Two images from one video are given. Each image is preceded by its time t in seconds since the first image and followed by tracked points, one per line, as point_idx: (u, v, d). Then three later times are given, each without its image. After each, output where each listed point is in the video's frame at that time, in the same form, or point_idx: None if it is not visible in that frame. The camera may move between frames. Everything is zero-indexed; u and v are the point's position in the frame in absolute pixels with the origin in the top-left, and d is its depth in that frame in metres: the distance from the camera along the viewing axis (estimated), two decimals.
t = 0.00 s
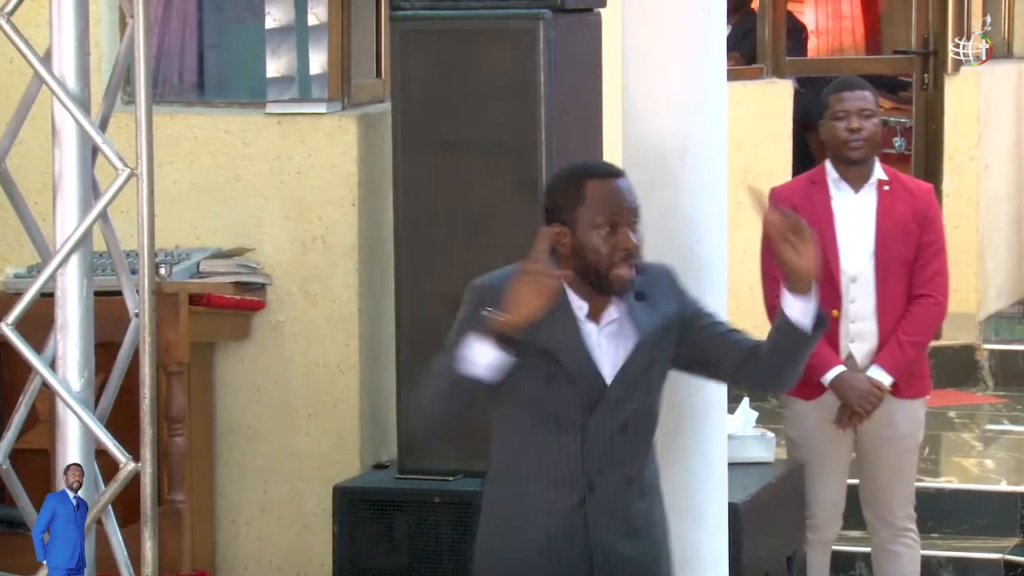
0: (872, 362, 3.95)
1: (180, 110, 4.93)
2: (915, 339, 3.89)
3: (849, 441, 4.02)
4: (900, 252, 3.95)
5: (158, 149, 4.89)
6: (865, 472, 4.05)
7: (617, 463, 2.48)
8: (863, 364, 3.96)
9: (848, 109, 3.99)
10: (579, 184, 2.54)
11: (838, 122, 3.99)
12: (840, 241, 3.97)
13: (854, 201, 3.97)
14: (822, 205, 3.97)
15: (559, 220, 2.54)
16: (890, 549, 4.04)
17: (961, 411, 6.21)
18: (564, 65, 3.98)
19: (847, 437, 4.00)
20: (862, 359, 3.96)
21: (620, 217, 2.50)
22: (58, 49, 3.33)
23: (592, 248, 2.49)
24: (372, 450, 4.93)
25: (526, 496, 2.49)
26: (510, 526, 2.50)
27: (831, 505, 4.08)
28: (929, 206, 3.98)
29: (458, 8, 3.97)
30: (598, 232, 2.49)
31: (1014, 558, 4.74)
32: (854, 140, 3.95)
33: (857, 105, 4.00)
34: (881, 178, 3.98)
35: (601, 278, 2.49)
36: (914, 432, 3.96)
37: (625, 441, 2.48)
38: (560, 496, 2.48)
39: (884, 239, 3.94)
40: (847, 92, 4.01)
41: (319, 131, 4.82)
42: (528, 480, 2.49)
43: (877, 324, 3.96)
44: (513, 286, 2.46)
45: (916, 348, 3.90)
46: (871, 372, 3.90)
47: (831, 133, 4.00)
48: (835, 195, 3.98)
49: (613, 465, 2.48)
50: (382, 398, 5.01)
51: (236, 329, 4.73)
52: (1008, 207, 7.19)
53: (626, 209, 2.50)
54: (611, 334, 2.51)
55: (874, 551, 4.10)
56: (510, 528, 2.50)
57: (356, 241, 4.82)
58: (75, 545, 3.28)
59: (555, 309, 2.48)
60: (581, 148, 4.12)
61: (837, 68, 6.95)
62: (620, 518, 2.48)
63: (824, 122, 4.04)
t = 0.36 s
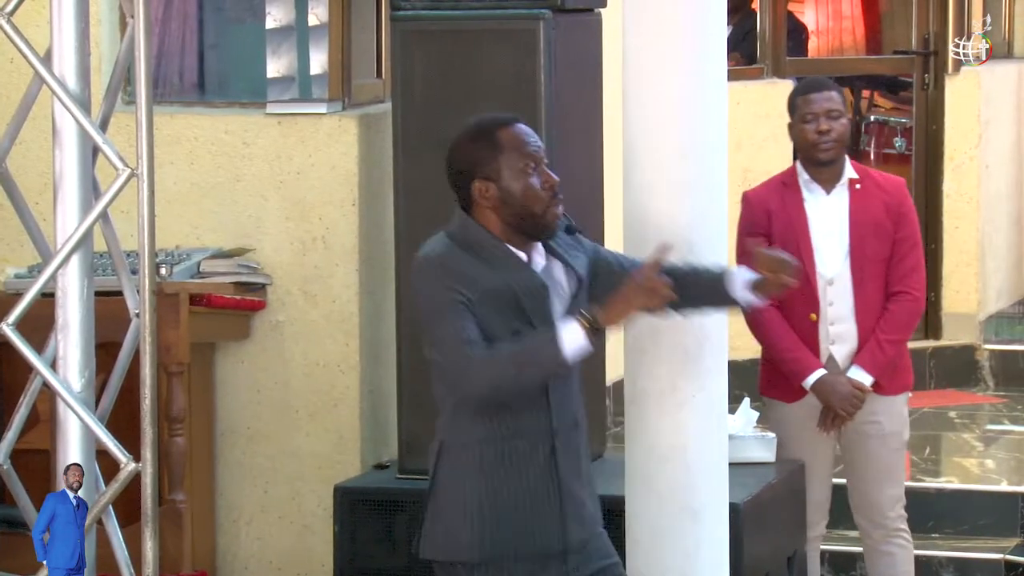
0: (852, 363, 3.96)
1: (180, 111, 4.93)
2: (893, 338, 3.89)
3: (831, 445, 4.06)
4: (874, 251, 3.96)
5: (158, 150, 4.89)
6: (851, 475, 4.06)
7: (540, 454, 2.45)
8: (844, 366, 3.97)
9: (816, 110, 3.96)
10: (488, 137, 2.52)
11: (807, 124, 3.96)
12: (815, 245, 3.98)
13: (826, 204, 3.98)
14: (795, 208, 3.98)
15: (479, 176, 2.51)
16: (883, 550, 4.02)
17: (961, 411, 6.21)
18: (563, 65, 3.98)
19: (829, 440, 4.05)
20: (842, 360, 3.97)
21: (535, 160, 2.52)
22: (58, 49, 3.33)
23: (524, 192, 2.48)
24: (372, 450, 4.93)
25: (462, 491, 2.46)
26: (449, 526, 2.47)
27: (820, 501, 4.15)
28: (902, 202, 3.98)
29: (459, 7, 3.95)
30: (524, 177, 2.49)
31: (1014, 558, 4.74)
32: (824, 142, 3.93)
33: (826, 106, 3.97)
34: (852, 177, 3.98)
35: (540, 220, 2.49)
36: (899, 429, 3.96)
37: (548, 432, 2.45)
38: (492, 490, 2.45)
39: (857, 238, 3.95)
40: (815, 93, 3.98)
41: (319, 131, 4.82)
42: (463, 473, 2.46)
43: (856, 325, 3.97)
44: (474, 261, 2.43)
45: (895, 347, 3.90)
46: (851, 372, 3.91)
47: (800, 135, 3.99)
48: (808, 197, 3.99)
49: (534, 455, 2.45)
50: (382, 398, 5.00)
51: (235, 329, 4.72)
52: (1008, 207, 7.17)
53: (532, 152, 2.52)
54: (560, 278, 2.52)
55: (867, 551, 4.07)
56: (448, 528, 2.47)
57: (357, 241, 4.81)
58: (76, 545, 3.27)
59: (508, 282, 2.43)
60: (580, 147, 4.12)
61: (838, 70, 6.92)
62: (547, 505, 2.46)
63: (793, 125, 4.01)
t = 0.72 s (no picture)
0: (849, 363, 3.97)
1: (182, 111, 4.94)
2: (888, 335, 3.91)
3: (825, 447, 4.10)
4: (865, 250, 3.97)
5: (161, 150, 4.89)
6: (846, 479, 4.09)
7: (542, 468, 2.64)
8: (842, 366, 3.99)
9: (800, 114, 3.94)
10: (529, 153, 2.68)
11: (791, 129, 3.95)
12: (806, 247, 3.99)
13: (814, 206, 3.99)
14: (784, 212, 3.99)
15: (518, 189, 2.67)
16: (880, 552, 4.03)
17: (964, 412, 6.21)
18: (566, 65, 3.98)
19: (823, 443, 4.09)
20: (841, 360, 3.98)
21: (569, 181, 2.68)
22: (60, 49, 3.33)
23: (562, 211, 2.66)
24: (375, 450, 4.93)
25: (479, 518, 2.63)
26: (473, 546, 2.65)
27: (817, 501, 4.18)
28: (888, 200, 4.00)
29: (462, 8, 3.95)
30: (563, 197, 2.67)
31: (1016, 558, 4.74)
32: (808, 146, 3.92)
33: (810, 109, 3.95)
34: (836, 177, 3.99)
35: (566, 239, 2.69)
36: (898, 427, 3.97)
37: (547, 445, 2.64)
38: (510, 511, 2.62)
39: (847, 238, 3.96)
40: (797, 97, 3.96)
41: (322, 131, 4.82)
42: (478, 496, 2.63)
43: (851, 325, 3.98)
44: (490, 273, 2.60)
45: (890, 345, 3.92)
46: (849, 372, 3.92)
47: (784, 139, 3.97)
48: (795, 201, 4.00)
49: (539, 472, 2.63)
50: (384, 399, 5.00)
51: (237, 330, 4.72)
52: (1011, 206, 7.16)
53: (570, 173, 2.68)
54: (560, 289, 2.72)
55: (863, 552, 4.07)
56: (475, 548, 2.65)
57: (360, 242, 4.81)
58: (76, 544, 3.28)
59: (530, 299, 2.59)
60: (582, 147, 4.12)
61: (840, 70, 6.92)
62: (557, 521, 2.66)
63: (777, 129, 4.00)
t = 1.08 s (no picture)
0: (851, 361, 3.96)
1: (173, 111, 4.93)
2: (889, 334, 3.90)
3: (826, 443, 4.06)
4: (869, 248, 3.97)
5: (152, 150, 4.89)
6: (840, 477, 4.08)
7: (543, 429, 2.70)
8: (843, 364, 3.98)
9: (807, 109, 3.99)
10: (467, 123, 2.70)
11: (798, 123, 3.99)
12: (810, 244, 3.99)
13: (819, 202, 4.00)
14: (789, 207, 4.00)
15: (471, 161, 2.69)
16: (869, 551, 4.04)
17: (955, 412, 6.22)
18: (558, 66, 3.98)
19: (824, 439, 4.05)
20: (842, 358, 3.98)
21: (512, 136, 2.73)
22: (53, 49, 3.32)
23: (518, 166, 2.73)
24: (366, 450, 4.93)
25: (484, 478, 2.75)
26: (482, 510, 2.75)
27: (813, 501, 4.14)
28: (893, 200, 4.00)
29: (453, 9, 3.95)
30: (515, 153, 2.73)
31: (1008, 558, 4.75)
32: (815, 141, 3.95)
33: (817, 104, 3.99)
34: (843, 175, 4.00)
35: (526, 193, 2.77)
36: (894, 429, 3.97)
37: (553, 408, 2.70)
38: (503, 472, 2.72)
39: (850, 237, 3.96)
40: (804, 93, 4.01)
41: (314, 131, 4.82)
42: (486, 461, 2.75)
43: (853, 323, 3.97)
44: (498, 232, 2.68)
45: (891, 344, 3.91)
46: (850, 369, 3.91)
47: (791, 134, 4.00)
48: (800, 196, 4.01)
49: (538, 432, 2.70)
50: (376, 399, 5.00)
51: (229, 330, 4.71)
52: (1004, 207, 7.17)
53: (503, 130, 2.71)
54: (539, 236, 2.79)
55: (852, 552, 4.09)
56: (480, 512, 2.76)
57: (352, 242, 4.81)
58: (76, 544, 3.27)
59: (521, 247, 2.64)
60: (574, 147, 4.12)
61: (831, 70, 6.93)
62: (554, 478, 2.69)
63: (784, 125, 4.04)
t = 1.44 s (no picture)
0: (857, 360, 3.94)
1: (169, 110, 4.92)
2: (897, 336, 3.89)
3: (829, 441, 4.01)
4: (878, 249, 3.95)
5: (149, 150, 4.88)
6: (840, 476, 4.06)
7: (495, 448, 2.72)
8: (849, 363, 3.96)
9: (826, 108, 3.98)
10: (443, 124, 2.81)
11: (816, 120, 3.97)
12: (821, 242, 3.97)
13: (832, 201, 3.99)
14: (800, 205, 3.98)
15: (431, 161, 2.81)
16: (866, 548, 4.03)
17: (953, 411, 6.23)
18: (554, 66, 3.98)
19: (828, 436, 4.00)
20: (848, 358, 3.96)
21: (479, 144, 2.77)
22: (49, 50, 3.32)
23: (468, 177, 2.77)
24: (363, 450, 4.93)
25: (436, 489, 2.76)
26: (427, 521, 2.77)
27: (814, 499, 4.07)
28: (904, 204, 4.00)
29: (450, 8, 3.95)
30: (469, 161, 2.77)
31: (1005, 558, 4.76)
32: (832, 139, 3.94)
33: (834, 104, 3.99)
34: (857, 176, 3.99)
35: (483, 205, 2.78)
36: (896, 430, 3.97)
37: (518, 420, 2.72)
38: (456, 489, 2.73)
39: (862, 237, 3.94)
40: (824, 91, 4.01)
41: (311, 131, 4.81)
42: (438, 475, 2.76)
43: (861, 323, 3.95)
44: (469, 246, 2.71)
45: (899, 346, 3.89)
46: (856, 369, 3.90)
47: (808, 131, 3.99)
48: (813, 194, 4.00)
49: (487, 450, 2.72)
50: (373, 399, 5.00)
51: (226, 329, 4.71)
52: (1002, 206, 7.18)
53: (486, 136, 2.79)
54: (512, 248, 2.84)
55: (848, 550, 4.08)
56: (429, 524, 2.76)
57: (348, 242, 4.81)
58: (76, 542, 3.30)
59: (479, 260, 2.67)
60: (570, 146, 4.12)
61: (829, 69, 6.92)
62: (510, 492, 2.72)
63: (801, 121, 4.02)
